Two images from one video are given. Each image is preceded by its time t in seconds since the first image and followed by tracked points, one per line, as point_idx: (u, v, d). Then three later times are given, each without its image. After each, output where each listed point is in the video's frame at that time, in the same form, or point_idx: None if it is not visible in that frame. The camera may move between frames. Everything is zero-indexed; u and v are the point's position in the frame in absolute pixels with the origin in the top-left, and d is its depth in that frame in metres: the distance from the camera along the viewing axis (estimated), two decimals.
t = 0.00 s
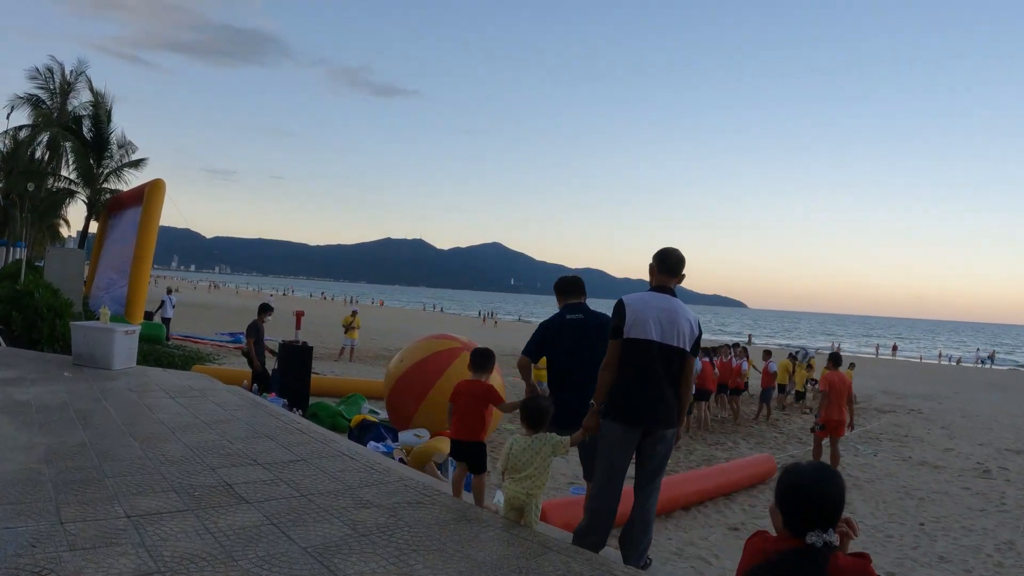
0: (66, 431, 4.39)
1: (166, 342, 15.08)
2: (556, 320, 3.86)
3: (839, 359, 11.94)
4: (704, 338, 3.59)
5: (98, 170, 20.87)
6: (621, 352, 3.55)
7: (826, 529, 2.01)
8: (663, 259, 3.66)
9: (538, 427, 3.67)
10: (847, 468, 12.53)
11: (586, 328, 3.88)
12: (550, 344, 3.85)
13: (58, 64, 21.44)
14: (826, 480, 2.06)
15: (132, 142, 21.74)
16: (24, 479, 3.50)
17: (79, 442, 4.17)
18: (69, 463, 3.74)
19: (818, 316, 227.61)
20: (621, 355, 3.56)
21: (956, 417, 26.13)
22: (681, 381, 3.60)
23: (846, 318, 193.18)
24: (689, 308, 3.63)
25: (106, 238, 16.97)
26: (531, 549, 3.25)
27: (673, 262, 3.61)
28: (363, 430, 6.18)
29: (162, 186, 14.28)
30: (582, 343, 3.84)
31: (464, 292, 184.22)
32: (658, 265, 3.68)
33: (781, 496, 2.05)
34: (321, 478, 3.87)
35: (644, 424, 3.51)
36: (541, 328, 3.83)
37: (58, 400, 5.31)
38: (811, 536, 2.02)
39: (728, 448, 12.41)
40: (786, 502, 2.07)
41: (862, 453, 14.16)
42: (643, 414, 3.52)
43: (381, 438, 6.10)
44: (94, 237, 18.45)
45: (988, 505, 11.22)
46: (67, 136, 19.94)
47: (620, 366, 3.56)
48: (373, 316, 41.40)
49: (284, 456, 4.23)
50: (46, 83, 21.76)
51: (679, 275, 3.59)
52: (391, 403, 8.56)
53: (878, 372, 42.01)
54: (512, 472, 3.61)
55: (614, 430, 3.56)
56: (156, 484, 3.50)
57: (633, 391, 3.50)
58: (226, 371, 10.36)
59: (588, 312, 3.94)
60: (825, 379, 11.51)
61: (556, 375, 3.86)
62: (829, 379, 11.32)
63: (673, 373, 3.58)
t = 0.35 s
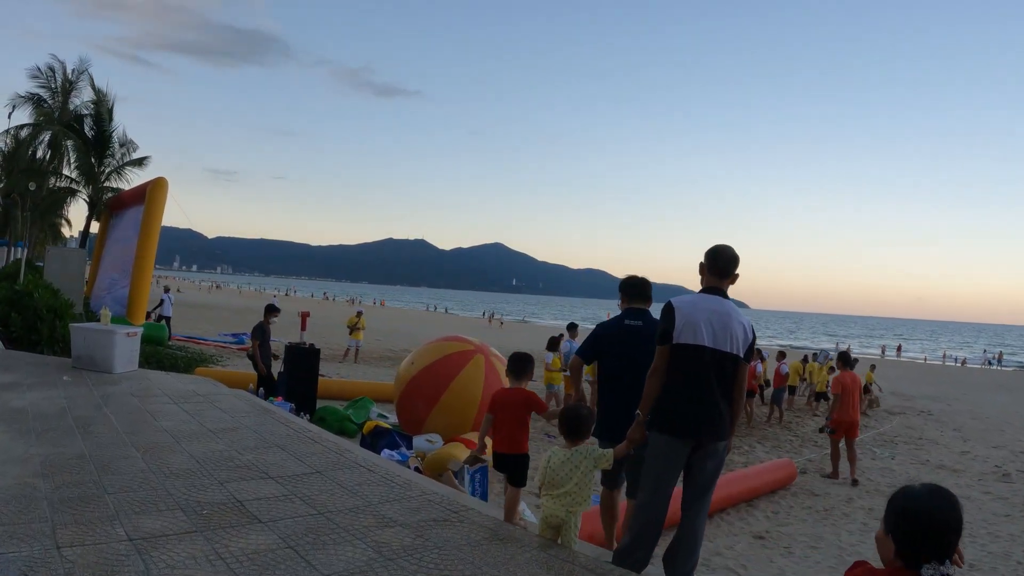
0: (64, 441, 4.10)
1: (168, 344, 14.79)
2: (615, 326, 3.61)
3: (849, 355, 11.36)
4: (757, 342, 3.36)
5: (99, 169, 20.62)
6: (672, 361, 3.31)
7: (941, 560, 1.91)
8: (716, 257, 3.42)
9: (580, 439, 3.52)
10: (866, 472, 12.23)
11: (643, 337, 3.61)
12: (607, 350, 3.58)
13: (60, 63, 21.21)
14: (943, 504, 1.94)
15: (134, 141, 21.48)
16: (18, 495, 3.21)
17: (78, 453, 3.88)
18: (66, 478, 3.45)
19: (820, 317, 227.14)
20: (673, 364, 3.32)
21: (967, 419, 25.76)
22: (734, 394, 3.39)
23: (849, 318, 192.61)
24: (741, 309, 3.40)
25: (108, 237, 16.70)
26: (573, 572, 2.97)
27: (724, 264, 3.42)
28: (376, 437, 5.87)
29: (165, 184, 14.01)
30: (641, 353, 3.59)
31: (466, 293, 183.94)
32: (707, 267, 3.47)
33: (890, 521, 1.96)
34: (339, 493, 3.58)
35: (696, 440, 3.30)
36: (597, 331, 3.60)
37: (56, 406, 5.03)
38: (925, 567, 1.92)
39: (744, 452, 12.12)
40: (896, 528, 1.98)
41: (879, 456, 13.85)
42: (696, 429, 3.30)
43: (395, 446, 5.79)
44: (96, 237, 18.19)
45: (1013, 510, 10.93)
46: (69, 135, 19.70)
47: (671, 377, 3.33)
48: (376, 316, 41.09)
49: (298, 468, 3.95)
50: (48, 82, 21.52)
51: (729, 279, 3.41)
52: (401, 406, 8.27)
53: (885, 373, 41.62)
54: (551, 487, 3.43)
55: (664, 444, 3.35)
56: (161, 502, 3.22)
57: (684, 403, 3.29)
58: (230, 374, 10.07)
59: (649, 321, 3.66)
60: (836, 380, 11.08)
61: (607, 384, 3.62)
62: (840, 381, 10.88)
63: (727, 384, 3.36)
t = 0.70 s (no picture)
0: (60, 455, 3.82)
1: (170, 346, 14.50)
2: (659, 333, 3.47)
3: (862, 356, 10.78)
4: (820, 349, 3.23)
5: (100, 168, 20.32)
6: (726, 371, 3.15)
7: None
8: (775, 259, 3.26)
9: (622, 454, 3.20)
10: (886, 477, 11.94)
11: (692, 344, 3.44)
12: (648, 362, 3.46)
13: (61, 61, 20.93)
14: None
15: (135, 140, 21.19)
16: (8, 517, 2.93)
17: (76, 468, 3.59)
18: (62, 497, 3.17)
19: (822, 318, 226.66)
20: (727, 374, 3.16)
21: (978, 421, 25.47)
22: (794, 406, 3.20)
23: (851, 319, 192.11)
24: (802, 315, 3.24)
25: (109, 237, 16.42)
26: None
27: (784, 265, 3.27)
28: (391, 446, 5.59)
29: (167, 183, 13.72)
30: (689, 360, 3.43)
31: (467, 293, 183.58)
32: (765, 269, 3.32)
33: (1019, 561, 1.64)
34: (359, 514, 3.30)
35: (752, 455, 3.11)
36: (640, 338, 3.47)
37: (53, 415, 4.75)
38: None
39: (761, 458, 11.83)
40: None
41: (897, 461, 13.56)
42: (753, 444, 3.12)
43: (411, 455, 5.51)
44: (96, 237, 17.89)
45: None
46: (70, 133, 19.41)
47: (726, 388, 3.16)
48: (379, 317, 40.78)
49: (313, 484, 3.66)
50: (49, 80, 21.24)
51: (789, 280, 3.25)
52: (413, 411, 8.00)
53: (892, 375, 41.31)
54: (593, 507, 3.13)
55: (719, 460, 3.16)
56: (167, 525, 2.93)
57: (743, 415, 3.12)
58: (235, 378, 9.77)
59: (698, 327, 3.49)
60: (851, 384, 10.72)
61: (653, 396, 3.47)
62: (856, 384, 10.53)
63: (785, 396, 3.18)
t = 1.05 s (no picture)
0: (54, 470, 3.53)
1: (171, 348, 14.22)
2: (721, 351, 3.29)
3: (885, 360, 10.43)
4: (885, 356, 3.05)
5: (99, 167, 20.05)
6: (789, 384, 2.98)
7: None
8: (840, 261, 3.05)
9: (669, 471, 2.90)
10: (906, 483, 11.65)
11: (754, 361, 3.28)
12: (711, 388, 3.28)
13: (61, 59, 20.66)
14: None
15: (136, 138, 20.90)
16: None
17: (69, 487, 3.30)
18: (54, 520, 2.87)
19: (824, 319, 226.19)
20: (790, 386, 2.99)
21: (988, 424, 25.13)
22: (861, 421, 3.01)
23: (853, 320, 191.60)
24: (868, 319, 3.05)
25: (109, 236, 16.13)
26: None
27: (849, 265, 3.05)
28: (405, 455, 5.29)
29: (168, 182, 13.43)
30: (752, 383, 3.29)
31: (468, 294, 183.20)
32: (828, 270, 3.11)
33: None
34: (381, 539, 3.01)
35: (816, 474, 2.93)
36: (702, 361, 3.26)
37: (47, 424, 4.46)
38: None
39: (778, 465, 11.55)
40: None
41: (915, 466, 13.27)
42: (818, 462, 2.93)
43: (427, 466, 5.23)
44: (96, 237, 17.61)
45: None
46: (69, 131, 19.12)
47: (789, 402, 2.99)
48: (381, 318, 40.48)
49: (329, 503, 3.37)
50: (49, 79, 20.96)
51: (854, 281, 3.04)
52: (424, 417, 7.71)
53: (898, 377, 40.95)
54: (640, 532, 2.84)
55: (780, 478, 2.99)
56: (169, 553, 2.64)
57: (806, 430, 2.94)
58: (237, 382, 9.47)
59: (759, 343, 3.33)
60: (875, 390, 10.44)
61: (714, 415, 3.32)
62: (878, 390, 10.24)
63: (851, 410, 2.99)
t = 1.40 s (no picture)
0: (49, 488, 3.26)
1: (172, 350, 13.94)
2: (815, 389, 3.82)
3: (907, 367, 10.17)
4: (963, 365, 2.87)
5: (100, 166, 19.78)
6: (863, 398, 2.80)
7: None
8: (914, 264, 2.87)
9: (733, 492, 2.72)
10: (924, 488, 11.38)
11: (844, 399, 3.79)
12: (803, 423, 3.79)
13: (61, 58, 20.40)
14: None
15: (136, 137, 20.61)
16: None
17: (67, 507, 3.04)
18: (48, 547, 2.60)
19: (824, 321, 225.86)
20: (863, 401, 2.81)
21: (999, 427, 24.80)
22: (935, 435, 2.88)
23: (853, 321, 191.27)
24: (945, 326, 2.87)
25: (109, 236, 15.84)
26: None
27: (925, 268, 2.87)
28: (423, 465, 5.01)
29: (168, 180, 13.14)
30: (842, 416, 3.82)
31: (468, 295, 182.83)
32: (902, 272, 2.93)
33: None
34: (409, 565, 2.73)
35: (891, 493, 2.80)
36: (797, 397, 3.81)
37: (43, 435, 4.19)
38: None
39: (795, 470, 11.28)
40: None
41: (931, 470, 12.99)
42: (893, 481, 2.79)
43: (445, 478, 4.97)
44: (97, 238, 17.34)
45: None
46: (69, 130, 18.84)
47: (863, 417, 2.81)
48: (383, 319, 40.16)
49: (349, 525, 3.10)
50: (50, 79, 20.71)
51: (930, 283, 2.86)
52: (436, 423, 7.44)
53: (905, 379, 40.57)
54: (700, 557, 2.66)
55: (853, 499, 2.85)
56: None
57: (881, 448, 2.79)
58: (241, 386, 9.19)
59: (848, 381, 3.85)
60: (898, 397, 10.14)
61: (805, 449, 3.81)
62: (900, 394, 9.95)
63: (925, 424, 2.85)
